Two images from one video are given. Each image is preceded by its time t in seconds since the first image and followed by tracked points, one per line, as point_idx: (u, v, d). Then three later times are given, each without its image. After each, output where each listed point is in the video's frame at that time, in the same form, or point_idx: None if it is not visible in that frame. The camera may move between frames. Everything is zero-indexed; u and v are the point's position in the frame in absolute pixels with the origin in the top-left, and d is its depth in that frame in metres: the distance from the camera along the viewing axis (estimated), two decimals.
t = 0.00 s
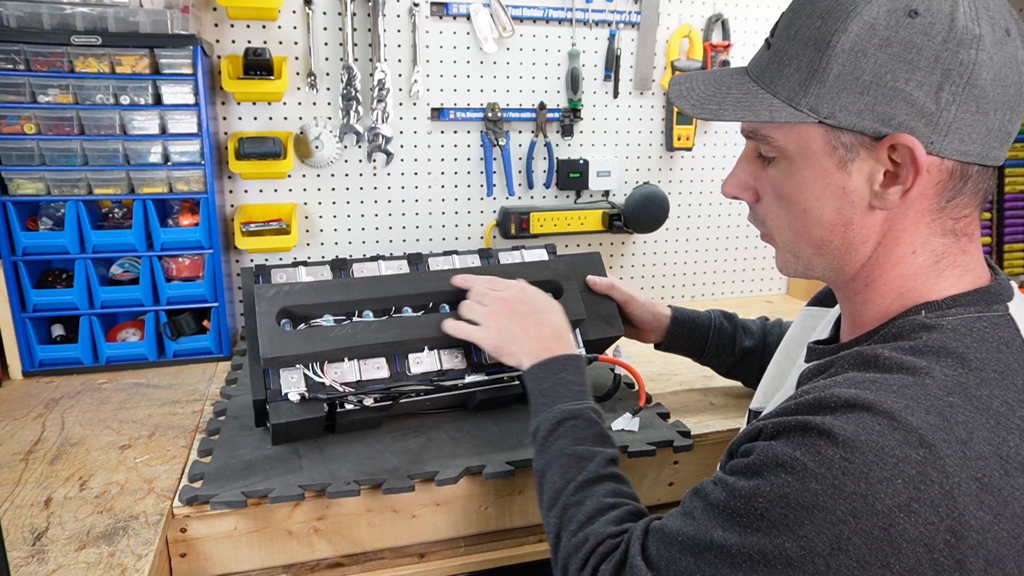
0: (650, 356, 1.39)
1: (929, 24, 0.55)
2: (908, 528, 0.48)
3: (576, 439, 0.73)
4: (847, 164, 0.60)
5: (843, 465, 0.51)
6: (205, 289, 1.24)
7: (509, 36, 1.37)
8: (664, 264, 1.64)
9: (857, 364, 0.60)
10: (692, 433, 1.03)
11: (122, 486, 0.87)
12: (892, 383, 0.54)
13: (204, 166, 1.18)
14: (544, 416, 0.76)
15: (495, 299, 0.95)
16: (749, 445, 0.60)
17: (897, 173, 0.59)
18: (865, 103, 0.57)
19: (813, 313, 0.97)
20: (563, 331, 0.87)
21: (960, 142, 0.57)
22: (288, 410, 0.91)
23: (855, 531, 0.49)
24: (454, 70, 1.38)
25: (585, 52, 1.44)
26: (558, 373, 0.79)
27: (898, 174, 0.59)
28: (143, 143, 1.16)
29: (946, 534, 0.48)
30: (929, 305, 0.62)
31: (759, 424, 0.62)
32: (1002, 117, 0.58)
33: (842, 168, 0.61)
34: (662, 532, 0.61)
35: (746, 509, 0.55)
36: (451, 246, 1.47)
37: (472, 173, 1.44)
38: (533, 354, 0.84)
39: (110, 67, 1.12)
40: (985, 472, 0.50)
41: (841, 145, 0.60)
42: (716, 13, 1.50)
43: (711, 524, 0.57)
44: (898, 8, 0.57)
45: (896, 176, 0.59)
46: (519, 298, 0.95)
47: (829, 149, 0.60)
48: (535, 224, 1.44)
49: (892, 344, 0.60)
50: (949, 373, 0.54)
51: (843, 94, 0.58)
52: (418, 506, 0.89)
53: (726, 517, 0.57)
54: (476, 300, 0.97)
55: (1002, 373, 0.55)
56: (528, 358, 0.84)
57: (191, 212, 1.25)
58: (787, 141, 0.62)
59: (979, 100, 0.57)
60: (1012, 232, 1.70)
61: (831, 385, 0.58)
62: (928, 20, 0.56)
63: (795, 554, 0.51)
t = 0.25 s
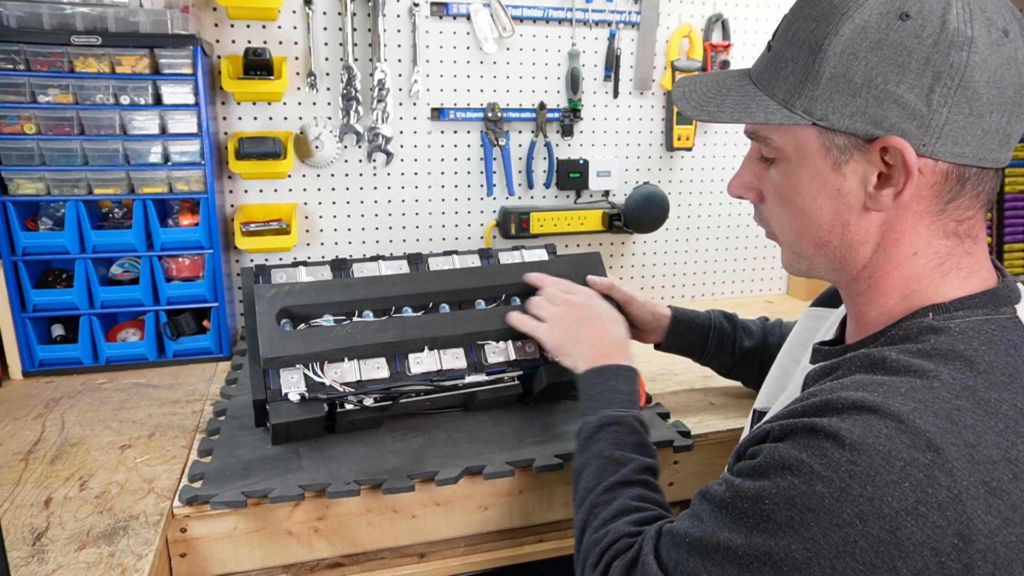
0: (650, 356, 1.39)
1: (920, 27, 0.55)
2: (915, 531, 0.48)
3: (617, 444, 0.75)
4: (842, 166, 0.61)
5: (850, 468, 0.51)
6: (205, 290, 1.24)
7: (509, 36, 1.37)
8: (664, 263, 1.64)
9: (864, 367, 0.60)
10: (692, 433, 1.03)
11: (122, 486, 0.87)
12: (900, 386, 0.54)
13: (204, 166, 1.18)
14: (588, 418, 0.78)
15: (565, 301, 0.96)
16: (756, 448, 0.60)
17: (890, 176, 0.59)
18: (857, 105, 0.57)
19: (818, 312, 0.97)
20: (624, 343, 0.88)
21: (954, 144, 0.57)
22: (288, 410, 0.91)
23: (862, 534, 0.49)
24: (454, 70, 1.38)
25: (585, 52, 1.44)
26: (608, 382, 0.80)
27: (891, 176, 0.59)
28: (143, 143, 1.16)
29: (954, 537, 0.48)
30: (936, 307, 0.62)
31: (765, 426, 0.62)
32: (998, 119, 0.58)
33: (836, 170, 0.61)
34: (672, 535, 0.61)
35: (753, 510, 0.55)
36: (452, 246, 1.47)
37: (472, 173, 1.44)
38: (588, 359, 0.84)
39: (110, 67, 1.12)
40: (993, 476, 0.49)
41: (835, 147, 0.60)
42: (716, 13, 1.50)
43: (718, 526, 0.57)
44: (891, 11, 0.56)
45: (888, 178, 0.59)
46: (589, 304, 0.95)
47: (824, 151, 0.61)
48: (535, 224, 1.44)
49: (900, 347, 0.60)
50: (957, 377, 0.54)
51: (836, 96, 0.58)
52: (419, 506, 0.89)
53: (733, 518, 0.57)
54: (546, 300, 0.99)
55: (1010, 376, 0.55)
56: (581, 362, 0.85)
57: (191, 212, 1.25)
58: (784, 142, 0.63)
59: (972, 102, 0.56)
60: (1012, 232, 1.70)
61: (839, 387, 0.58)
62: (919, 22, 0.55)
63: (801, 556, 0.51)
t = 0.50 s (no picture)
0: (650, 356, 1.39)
1: (925, 29, 0.55)
2: (917, 532, 0.48)
3: (628, 445, 0.74)
4: (844, 168, 0.61)
5: (852, 469, 0.51)
6: (205, 289, 1.24)
7: (509, 36, 1.37)
8: (664, 263, 1.64)
9: (867, 368, 0.60)
10: (692, 433, 1.03)
11: (122, 486, 0.86)
12: (903, 387, 0.54)
13: (204, 166, 1.18)
14: (602, 420, 0.78)
15: (588, 303, 0.95)
16: (758, 448, 0.60)
17: (893, 179, 0.59)
18: (861, 107, 0.57)
19: (820, 312, 0.97)
20: (644, 350, 0.88)
21: (958, 148, 0.57)
22: (288, 410, 0.91)
23: (863, 535, 0.49)
24: (454, 70, 1.38)
25: (585, 52, 1.44)
26: (625, 385, 0.80)
27: (894, 179, 0.59)
28: (143, 143, 1.16)
29: (956, 539, 0.48)
30: (940, 308, 0.62)
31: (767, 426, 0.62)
32: (1002, 122, 0.58)
33: (839, 172, 0.61)
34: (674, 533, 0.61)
35: (755, 510, 0.55)
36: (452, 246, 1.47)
37: (473, 173, 1.44)
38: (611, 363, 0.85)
39: (110, 67, 1.12)
40: (995, 478, 0.49)
41: (838, 149, 0.60)
42: (716, 13, 1.50)
43: (719, 525, 0.58)
44: (897, 13, 0.56)
45: (892, 182, 0.59)
46: (612, 309, 0.95)
47: (827, 153, 0.61)
48: (535, 224, 1.44)
49: (903, 348, 0.60)
50: (960, 378, 0.54)
51: (840, 98, 0.58)
52: (419, 506, 0.89)
53: (735, 518, 0.57)
54: (569, 299, 0.98)
55: (1014, 377, 0.55)
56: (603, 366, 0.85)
57: (191, 212, 1.25)
58: (787, 144, 0.63)
59: (976, 105, 0.56)
60: (1012, 232, 1.70)
61: (842, 388, 0.58)
62: (924, 25, 0.55)
63: (802, 556, 0.51)
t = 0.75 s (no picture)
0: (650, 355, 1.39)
1: (921, 31, 0.55)
2: (915, 533, 0.48)
3: (626, 445, 0.74)
4: (841, 169, 0.61)
5: (850, 469, 0.51)
6: (205, 289, 1.24)
7: (509, 36, 1.37)
8: (664, 263, 1.64)
9: (866, 368, 0.60)
10: (692, 433, 1.03)
11: (123, 487, 0.87)
12: (902, 388, 0.54)
13: (204, 166, 1.18)
14: (600, 422, 0.78)
15: (588, 303, 0.95)
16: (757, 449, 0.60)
17: (890, 180, 0.59)
18: (857, 109, 0.57)
19: (820, 312, 0.96)
20: (643, 350, 0.87)
21: (954, 149, 0.57)
22: (288, 410, 0.91)
23: (861, 536, 0.49)
24: (454, 70, 1.38)
25: (585, 52, 1.44)
26: (624, 386, 0.80)
27: (891, 180, 0.59)
28: (143, 143, 1.16)
29: (954, 539, 0.48)
30: (938, 308, 0.62)
31: (766, 427, 0.62)
32: (999, 123, 0.58)
33: (836, 173, 0.61)
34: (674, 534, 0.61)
35: (754, 512, 0.55)
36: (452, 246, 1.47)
37: (473, 173, 1.44)
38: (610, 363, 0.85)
39: (110, 67, 1.12)
40: (994, 478, 0.49)
41: (834, 150, 0.60)
42: (716, 13, 1.50)
43: (718, 526, 0.58)
44: (892, 14, 0.56)
45: (888, 183, 0.59)
46: (611, 310, 0.94)
47: (823, 154, 0.61)
48: (535, 224, 1.44)
49: (901, 348, 0.60)
50: (959, 378, 0.54)
51: (836, 99, 0.58)
52: (419, 506, 0.89)
53: (734, 519, 0.57)
54: (568, 299, 0.98)
55: (1013, 378, 0.55)
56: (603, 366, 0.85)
57: (191, 212, 1.25)
58: (784, 145, 0.63)
59: (972, 106, 0.56)
60: (1012, 232, 1.70)
61: (840, 389, 0.58)
62: (920, 26, 0.55)
63: (801, 556, 0.51)
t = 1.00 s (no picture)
0: (650, 356, 1.39)
1: (900, 36, 0.55)
2: (920, 539, 0.48)
3: (620, 468, 0.73)
4: (826, 172, 0.61)
5: (852, 477, 0.51)
6: (205, 289, 1.24)
7: (509, 36, 1.37)
8: (664, 263, 1.64)
9: (862, 370, 0.60)
10: (692, 433, 1.03)
11: (122, 486, 0.87)
12: (898, 390, 0.54)
13: (204, 166, 1.18)
14: (590, 444, 0.77)
15: (570, 315, 0.95)
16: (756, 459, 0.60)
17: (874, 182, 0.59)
18: (840, 113, 0.58)
19: (815, 313, 0.96)
20: (629, 363, 0.87)
21: (936, 152, 0.57)
22: (288, 410, 0.91)
23: (868, 544, 0.49)
24: (454, 70, 1.38)
25: (585, 52, 1.44)
26: (611, 405, 0.80)
27: (875, 183, 0.59)
28: (143, 143, 1.16)
29: (958, 543, 0.48)
30: (933, 309, 0.62)
31: (764, 436, 0.61)
32: (982, 125, 0.57)
33: (822, 176, 0.62)
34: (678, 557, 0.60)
35: (759, 526, 0.55)
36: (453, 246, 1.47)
37: (472, 173, 1.44)
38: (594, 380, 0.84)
39: (110, 67, 1.12)
40: (994, 479, 0.50)
41: (820, 153, 0.61)
42: (716, 13, 1.50)
43: (723, 544, 0.57)
44: (873, 19, 0.56)
45: (872, 185, 0.59)
46: (593, 321, 0.94)
47: (809, 157, 0.61)
48: (535, 224, 1.44)
49: (898, 349, 0.60)
50: (955, 379, 0.54)
51: (819, 104, 0.59)
52: (418, 506, 0.89)
53: (739, 535, 0.56)
54: (555, 309, 0.99)
55: (1009, 377, 0.55)
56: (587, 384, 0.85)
57: (191, 212, 1.25)
58: (771, 148, 0.63)
59: (953, 109, 0.56)
60: (1012, 231, 1.70)
61: (837, 393, 0.58)
62: (899, 31, 0.55)
63: (809, 569, 0.51)
